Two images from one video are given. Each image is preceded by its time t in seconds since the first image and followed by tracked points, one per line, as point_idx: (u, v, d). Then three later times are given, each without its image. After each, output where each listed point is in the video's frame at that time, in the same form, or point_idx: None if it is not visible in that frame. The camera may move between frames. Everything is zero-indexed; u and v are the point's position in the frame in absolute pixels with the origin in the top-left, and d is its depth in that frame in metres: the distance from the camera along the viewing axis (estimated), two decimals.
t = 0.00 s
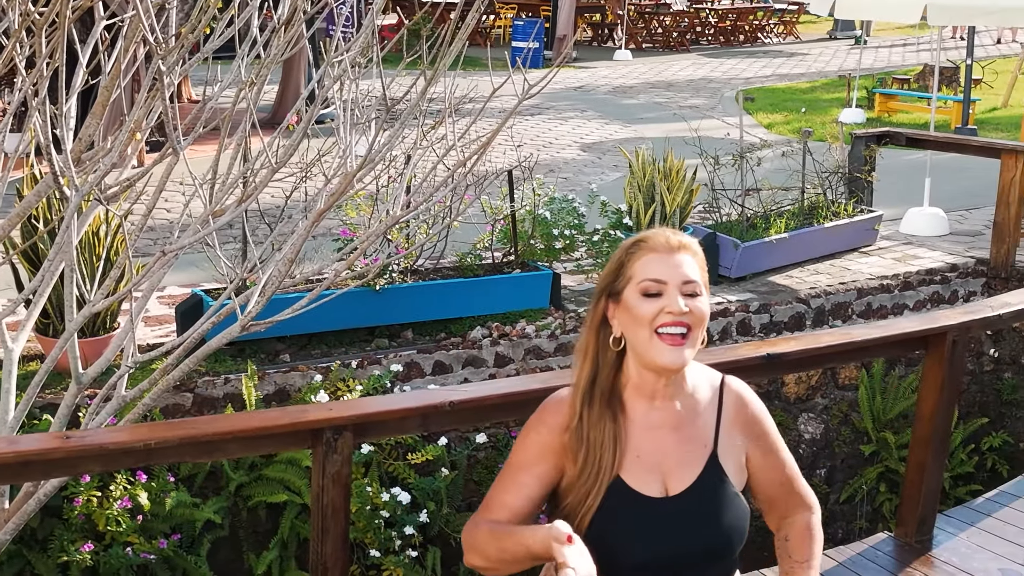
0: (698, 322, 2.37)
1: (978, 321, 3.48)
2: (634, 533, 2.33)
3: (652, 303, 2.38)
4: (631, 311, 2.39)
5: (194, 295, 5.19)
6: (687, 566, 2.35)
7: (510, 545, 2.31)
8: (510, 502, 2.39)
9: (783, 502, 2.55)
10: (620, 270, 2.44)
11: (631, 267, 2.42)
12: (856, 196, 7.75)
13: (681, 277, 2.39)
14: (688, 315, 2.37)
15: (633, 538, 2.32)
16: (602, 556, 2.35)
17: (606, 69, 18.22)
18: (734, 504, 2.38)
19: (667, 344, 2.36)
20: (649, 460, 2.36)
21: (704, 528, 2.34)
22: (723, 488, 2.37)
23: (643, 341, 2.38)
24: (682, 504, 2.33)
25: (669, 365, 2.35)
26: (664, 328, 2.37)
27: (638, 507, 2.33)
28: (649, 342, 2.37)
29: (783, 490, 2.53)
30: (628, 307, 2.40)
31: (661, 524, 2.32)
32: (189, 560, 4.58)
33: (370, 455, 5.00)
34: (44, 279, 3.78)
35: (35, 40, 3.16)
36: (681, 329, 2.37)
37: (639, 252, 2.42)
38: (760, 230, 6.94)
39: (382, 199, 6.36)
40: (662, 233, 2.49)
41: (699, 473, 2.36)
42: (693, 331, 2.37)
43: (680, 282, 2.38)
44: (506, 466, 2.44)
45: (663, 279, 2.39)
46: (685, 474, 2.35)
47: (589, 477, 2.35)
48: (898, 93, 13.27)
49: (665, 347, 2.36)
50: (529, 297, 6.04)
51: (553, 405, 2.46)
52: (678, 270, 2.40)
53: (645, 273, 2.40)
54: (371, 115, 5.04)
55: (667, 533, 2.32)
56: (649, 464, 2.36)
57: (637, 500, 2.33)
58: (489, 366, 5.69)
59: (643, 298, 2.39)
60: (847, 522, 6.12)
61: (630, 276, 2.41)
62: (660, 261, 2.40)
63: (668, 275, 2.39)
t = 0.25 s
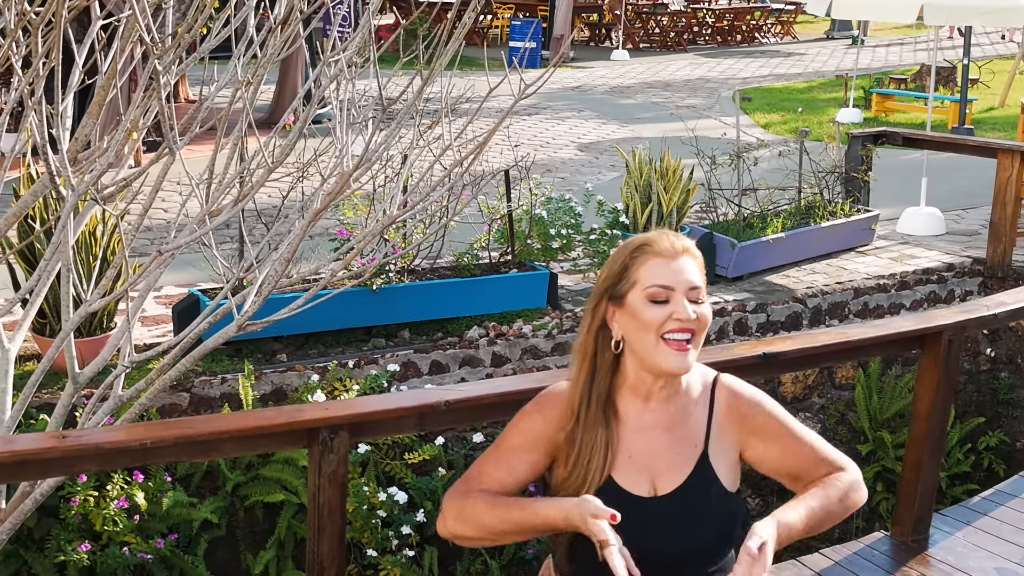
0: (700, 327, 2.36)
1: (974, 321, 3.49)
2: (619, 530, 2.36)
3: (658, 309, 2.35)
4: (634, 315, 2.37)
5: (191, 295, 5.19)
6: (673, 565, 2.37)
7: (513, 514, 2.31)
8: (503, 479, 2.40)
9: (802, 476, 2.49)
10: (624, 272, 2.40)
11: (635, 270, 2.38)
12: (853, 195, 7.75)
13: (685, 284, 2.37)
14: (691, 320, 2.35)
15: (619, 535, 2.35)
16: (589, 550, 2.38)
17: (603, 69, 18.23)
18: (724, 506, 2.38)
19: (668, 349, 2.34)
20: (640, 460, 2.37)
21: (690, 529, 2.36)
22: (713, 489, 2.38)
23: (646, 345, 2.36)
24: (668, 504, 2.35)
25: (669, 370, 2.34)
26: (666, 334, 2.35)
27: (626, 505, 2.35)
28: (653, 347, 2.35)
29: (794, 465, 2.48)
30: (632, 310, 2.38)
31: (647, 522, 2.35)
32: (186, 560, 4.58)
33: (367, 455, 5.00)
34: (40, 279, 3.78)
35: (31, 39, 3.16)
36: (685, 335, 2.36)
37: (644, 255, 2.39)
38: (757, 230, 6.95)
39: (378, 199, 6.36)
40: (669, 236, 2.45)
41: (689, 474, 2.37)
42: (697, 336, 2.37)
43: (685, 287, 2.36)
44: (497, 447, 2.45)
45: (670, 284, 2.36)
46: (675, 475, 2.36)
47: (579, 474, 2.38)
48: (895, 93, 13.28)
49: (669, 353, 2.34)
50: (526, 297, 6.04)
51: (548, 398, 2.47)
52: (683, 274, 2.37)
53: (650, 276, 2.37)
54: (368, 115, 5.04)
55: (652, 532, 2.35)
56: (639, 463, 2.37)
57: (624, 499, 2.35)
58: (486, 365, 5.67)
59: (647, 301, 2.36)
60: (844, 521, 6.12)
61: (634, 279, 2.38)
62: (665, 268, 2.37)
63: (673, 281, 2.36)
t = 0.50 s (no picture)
0: (703, 330, 2.34)
1: (973, 320, 3.49)
2: (616, 526, 2.31)
3: (664, 311, 2.32)
4: (639, 317, 2.33)
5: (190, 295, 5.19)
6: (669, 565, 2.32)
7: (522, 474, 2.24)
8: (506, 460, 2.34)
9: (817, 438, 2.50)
10: (629, 272, 2.36)
11: (641, 272, 2.35)
12: (853, 195, 7.75)
13: (692, 289, 2.34)
14: (695, 323, 2.32)
15: (617, 531, 2.31)
16: (585, 549, 2.33)
17: (603, 69, 18.23)
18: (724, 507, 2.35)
19: (671, 350, 2.32)
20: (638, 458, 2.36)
21: (689, 527, 2.32)
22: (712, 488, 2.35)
23: (649, 347, 2.33)
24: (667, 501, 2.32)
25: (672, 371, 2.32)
26: (670, 337, 2.32)
27: (624, 501, 2.31)
28: (657, 349, 2.32)
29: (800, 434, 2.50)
30: (636, 311, 2.34)
31: (645, 520, 2.31)
32: (185, 560, 4.58)
33: (366, 455, 5.01)
34: (40, 279, 3.78)
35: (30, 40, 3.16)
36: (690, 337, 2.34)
37: (650, 257, 2.36)
38: (756, 230, 6.95)
39: (378, 199, 6.36)
40: (673, 237, 2.42)
41: (688, 473, 2.35)
42: (700, 338, 2.34)
43: (690, 290, 2.34)
44: (497, 436, 2.41)
45: (675, 286, 2.33)
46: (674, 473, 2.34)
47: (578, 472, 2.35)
48: (895, 93, 13.28)
49: (672, 355, 2.32)
50: (526, 296, 6.04)
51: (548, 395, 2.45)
52: (688, 277, 2.34)
53: (656, 278, 2.33)
54: (367, 115, 5.04)
55: (650, 529, 2.31)
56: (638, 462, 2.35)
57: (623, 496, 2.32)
58: (486, 365, 5.66)
59: (653, 304, 2.32)
60: (843, 521, 6.11)
61: (640, 280, 2.34)
62: (672, 272, 2.34)
63: (679, 283, 2.33)
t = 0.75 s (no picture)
0: (704, 326, 2.33)
1: (972, 321, 3.49)
2: (614, 525, 2.28)
3: (665, 307, 2.31)
4: (641, 313, 2.32)
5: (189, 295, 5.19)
6: (666, 565, 2.30)
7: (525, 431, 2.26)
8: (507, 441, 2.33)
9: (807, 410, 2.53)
10: (630, 270, 2.35)
11: (642, 268, 2.34)
12: (852, 195, 7.75)
13: (694, 282, 2.34)
14: (697, 319, 2.31)
15: (615, 530, 2.28)
16: (583, 548, 2.30)
17: (602, 69, 18.23)
18: (724, 509, 2.32)
19: (673, 345, 2.31)
20: (637, 456, 2.32)
21: (688, 528, 2.29)
22: (712, 490, 2.32)
23: (651, 343, 2.32)
24: (665, 500, 2.29)
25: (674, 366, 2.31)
26: (670, 333, 2.31)
27: (623, 499, 2.29)
28: (658, 345, 2.32)
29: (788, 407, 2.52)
30: (637, 308, 2.33)
31: (644, 519, 2.29)
32: (185, 560, 4.58)
33: (366, 455, 5.01)
34: (39, 279, 3.78)
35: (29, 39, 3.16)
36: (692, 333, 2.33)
37: (651, 254, 2.35)
38: (756, 230, 6.95)
39: (377, 199, 6.35)
40: (676, 236, 2.41)
41: (687, 471, 2.32)
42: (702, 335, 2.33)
43: (691, 287, 2.33)
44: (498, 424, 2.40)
45: (676, 282, 2.32)
46: (671, 466, 2.32)
47: (577, 470, 2.31)
48: (895, 93, 13.27)
49: (674, 351, 2.31)
50: (525, 296, 6.04)
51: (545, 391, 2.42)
52: (689, 274, 2.34)
53: (658, 275, 2.33)
54: (367, 115, 5.04)
55: (648, 529, 2.28)
56: (636, 460, 2.31)
57: (621, 494, 2.29)
58: (486, 365, 5.66)
59: (654, 299, 2.31)
60: (843, 521, 6.11)
61: (642, 276, 2.33)
62: (674, 267, 2.33)
63: (680, 280, 2.32)
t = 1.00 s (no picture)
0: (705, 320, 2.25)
1: (972, 320, 3.49)
2: (612, 525, 2.25)
3: (665, 300, 2.24)
4: (641, 308, 2.25)
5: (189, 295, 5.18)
6: (664, 566, 2.28)
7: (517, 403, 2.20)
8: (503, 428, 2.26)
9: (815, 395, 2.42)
10: (629, 265, 2.28)
11: (641, 262, 2.27)
12: (852, 195, 7.75)
13: (693, 274, 2.28)
14: (698, 312, 2.23)
15: (612, 529, 2.25)
16: (581, 546, 2.27)
17: (602, 69, 18.22)
18: (725, 511, 2.29)
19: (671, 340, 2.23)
20: (636, 454, 2.27)
21: (687, 529, 2.26)
22: (713, 491, 2.28)
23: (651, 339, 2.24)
24: (664, 501, 2.25)
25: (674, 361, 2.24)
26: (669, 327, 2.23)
27: (621, 498, 2.25)
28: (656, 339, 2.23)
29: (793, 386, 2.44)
30: (637, 301, 2.26)
31: (642, 519, 2.25)
32: (184, 560, 4.57)
33: (365, 455, 5.00)
34: (38, 279, 3.78)
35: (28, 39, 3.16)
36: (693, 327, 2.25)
37: (650, 248, 2.28)
38: (755, 229, 6.95)
39: (377, 199, 6.35)
40: (673, 232, 2.36)
41: (687, 471, 2.27)
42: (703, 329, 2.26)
43: (690, 281, 2.27)
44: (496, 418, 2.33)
45: (676, 276, 2.26)
46: (669, 464, 2.27)
47: (575, 467, 2.26)
48: (895, 93, 13.27)
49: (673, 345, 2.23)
50: (525, 297, 6.03)
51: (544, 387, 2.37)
52: (688, 269, 2.28)
53: (656, 269, 2.26)
54: (366, 115, 5.04)
55: (647, 529, 2.25)
56: (635, 458, 2.27)
57: (619, 494, 2.25)
58: (485, 365, 5.67)
59: (653, 293, 2.25)
60: (842, 521, 6.11)
61: (640, 271, 2.27)
62: (673, 259, 2.27)
63: (679, 274, 2.27)
